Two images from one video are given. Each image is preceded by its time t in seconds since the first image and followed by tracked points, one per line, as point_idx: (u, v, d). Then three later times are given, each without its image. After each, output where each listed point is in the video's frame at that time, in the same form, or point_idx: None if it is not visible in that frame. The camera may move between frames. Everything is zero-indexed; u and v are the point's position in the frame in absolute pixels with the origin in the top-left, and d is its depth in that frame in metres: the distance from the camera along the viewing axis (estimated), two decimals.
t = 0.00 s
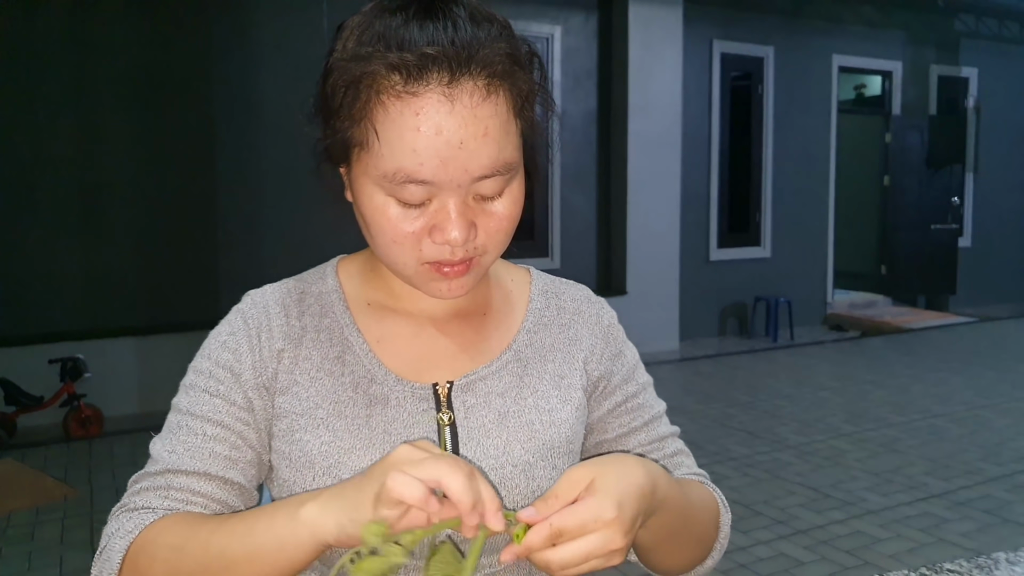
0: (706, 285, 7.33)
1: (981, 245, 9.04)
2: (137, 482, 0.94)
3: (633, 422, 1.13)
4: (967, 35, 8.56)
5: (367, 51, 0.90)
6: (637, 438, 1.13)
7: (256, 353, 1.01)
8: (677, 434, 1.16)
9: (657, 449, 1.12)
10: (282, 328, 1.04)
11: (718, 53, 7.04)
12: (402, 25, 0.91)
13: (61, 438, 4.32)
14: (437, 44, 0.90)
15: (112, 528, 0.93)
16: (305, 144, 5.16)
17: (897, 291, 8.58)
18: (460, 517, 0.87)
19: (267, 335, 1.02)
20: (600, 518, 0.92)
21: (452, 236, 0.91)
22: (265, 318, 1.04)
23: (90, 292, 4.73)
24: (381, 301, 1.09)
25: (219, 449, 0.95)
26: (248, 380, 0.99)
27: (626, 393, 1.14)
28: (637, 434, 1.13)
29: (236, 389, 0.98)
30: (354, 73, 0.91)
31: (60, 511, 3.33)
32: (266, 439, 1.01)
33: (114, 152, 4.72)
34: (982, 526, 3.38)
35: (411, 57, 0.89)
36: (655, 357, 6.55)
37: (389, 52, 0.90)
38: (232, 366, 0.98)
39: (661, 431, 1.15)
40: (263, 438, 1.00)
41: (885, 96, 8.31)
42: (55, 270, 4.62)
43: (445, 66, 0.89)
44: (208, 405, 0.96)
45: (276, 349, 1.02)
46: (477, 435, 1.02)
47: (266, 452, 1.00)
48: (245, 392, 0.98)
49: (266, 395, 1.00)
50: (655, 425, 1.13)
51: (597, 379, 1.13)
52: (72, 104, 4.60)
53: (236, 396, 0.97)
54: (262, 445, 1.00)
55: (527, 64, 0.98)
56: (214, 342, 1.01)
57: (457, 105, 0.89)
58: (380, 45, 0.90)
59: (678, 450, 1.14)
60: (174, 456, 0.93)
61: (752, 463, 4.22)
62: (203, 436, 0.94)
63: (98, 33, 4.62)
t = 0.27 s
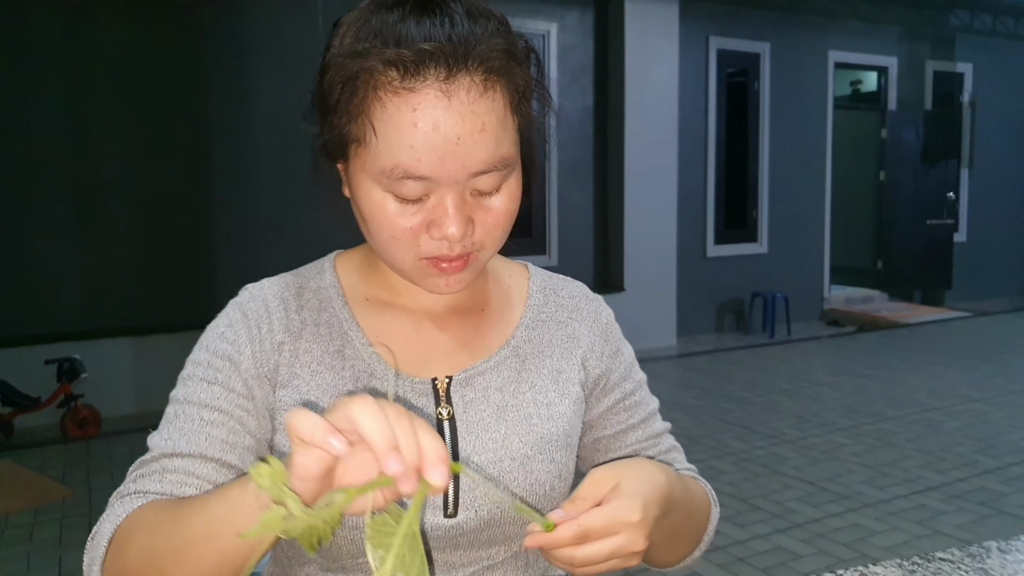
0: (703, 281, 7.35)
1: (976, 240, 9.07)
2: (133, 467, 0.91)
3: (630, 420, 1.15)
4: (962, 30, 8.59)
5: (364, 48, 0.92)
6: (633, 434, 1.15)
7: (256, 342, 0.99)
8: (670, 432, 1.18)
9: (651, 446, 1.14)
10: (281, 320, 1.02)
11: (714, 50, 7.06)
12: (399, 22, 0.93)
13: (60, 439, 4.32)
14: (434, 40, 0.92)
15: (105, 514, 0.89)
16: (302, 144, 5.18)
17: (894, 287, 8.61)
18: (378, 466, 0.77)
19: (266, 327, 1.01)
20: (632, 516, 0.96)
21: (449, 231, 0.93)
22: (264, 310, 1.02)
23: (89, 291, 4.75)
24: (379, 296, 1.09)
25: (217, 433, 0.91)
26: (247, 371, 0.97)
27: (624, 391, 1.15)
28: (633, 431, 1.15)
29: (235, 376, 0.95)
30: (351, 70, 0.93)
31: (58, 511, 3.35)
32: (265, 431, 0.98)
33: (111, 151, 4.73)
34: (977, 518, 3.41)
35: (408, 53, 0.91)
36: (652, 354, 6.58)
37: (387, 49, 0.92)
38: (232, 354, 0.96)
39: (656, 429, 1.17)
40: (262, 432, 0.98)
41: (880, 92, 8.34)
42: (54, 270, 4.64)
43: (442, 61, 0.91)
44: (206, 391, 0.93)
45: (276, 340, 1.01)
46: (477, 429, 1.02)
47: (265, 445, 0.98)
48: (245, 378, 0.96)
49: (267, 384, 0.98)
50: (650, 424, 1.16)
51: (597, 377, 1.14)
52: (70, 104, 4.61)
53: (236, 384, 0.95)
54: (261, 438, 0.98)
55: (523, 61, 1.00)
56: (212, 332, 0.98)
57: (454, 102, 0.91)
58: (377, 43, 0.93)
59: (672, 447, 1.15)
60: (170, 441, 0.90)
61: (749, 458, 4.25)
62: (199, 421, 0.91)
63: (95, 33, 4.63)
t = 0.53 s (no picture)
0: (698, 275, 7.37)
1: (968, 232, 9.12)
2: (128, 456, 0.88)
3: (617, 419, 1.17)
4: (954, 23, 8.61)
5: (367, 40, 0.93)
6: (621, 433, 1.17)
7: (253, 337, 0.99)
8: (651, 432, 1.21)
9: (635, 445, 1.17)
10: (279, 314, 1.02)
11: (707, 44, 7.06)
12: (402, 14, 0.93)
13: (54, 438, 4.32)
14: (437, 32, 0.93)
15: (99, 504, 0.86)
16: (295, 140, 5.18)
17: (887, 279, 8.65)
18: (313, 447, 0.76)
19: (263, 320, 1.00)
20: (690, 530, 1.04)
21: (452, 223, 0.94)
22: (262, 302, 1.02)
23: (84, 289, 4.74)
24: (376, 289, 1.08)
25: (217, 420, 0.89)
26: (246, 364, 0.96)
27: (614, 391, 1.17)
28: (620, 430, 1.17)
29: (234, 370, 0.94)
30: (354, 63, 0.93)
31: (53, 510, 3.35)
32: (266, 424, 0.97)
33: (104, 149, 4.72)
34: (970, 508, 3.44)
35: (412, 45, 0.91)
36: (647, 348, 6.60)
37: (390, 40, 0.92)
38: (230, 350, 0.95)
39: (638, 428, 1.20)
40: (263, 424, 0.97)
41: (873, 85, 8.36)
42: (49, 268, 4.63)
43: (446, 54, 0.92)
44: (206, 380, 0.92)
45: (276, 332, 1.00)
46: (477, 420, 1.02)
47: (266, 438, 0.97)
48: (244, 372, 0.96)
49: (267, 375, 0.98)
50: (635, 423, 1.18)
51: (593, 374, 1.15)
52: (63, 101, 4.60)
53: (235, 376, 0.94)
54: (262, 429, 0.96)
55: (523, 55, 1.02)
56: (208, 324, 0.98)
57: (458, 94, 0.92)
58: (380, 34, 0.93)
59: (652, 447, 1.19)
60: (167, 427, 0.87)
61: (744, 450, 4.27)
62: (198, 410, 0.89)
63: (87, 29, 4.62)
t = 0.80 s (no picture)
0: (689, 273, 7.39)
1: (957, 230, 9.16)
2: (132, 468, 0.89)
3: (602, 419, 1.17)
4: (943, 22, 8.65)
5: (367, 37, 0.92)
6: (606, 432, 1.17)
7: (248, 335, 0.98)
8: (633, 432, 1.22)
9: (616, 444, 1.18)
10: (273, 311, 1.01)
11: (698, 42, 7.08)
12: (401, 11, 0.93)
13: (43, 437, 4.29)
14: (438, 31, 0.93)
15: (111, 517, 0.88)
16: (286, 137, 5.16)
17: (877, 277, 8.69)
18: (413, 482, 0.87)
19: (257, 317, 1.00)
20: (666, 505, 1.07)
21: (449, 221, 0.94)
22: (255, 299, 1.01)
23: (75, 287, 4.72)
24: (368, 285, 1.08)
25: (218, 430, 0.91)
26: (241, 361, 0.96)
27: (601, 389, 1.17)
28: (605, 429, 1.17)
29: (229, 369, 0.94)
30: (354, 60, 0.92)
31: (42, 509, 3.33)
32: (261, 421, 0.97)
33: (93, 146, 4.70)
34: (959, 504, 3.46)
35: (414, 44, 0.91)
36: (639, 345, 6.61)
37: (390, 38, 0.92)
38: (225, 348, 0.95)
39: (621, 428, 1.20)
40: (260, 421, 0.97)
41: (863, 84, 8.40)
42: (39, 265, 4.61)
43: (447, 53, 0.92)
44: (201, 386, 0.92)
45: (270, 330, 1.00)
46: (469, 415, 1.03)
47: (263, 435, 0.98)
48: (238, 370, 0.95)
49: (263, 376, 0.98)
50: (618, 424, 1.18)
51: (583, 371, 1.15)
52: (52, 98, 4.58)
53: (231, 376, 0.94)
54: (259, 427, 0.97)
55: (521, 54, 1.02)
56: (201, 325, 0.97)
57: (457, 93, 0.92)
58: (381, 32, 0.92)
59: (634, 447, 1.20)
60: (171, 439, 0.89)
61: (735, 448, 4.29)
62: (195, 419, 0.90)
63: (78, 25, 4.59)
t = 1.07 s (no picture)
0: (684, 270, 7.40)
1: (952, 228, 9.18)
2: (144, 481, 0.93)
3: (593, 418, 1.16)
4: (939, 20, 8.66)
5: (357, 34, 0.93)
6: (595, 433, 1.17)
7: (240, 334, 0.98)
8: (626, 431, 1.21)
9: (606, 445, 1.17)
10: (265, 307, 1.01)
11: (694, 39, 7.08)
12: (391, 8, 0.93)
13: (36, 432, 4.28)
14: (426, 27, 0.93)
15: (130, 532, 0.92)
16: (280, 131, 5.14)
17: (872, 275, 8.71)
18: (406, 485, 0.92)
19: (249, 314, 1.00)
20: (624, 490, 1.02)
21: (439, 217, 0.94)
22: (247, 295, 1.02)
23: (69, 282, 4.71)
24: (361, 278, 1.08)
25: (219, 438, 0.94)
26: (234, 359, 0.97)
27: (593, 388, 1.16)
28: (593, 430, 1.17)
29: (224, 370, 0.96)
30: (344, 57, 0.93)
31: (35, 504, 3.33)
32: (255, 421, 0.98)
33: (87, 140, 4.68)
34: (952, 500, 3.48)
35: (402, 41, 0.91)
36: (634, 342, 6.62)
37: (380, 35, 0.92)
38: (219, 348, 0.96)
39: (612, 430, 1.19)
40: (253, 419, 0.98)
41: (859, 81, 8.42)
42: (32, 260, 4.60)
43: (436, 49, 0.92)
44: (199, 394, 0.94)
45: (260, 326, 1.00)
46: (459, 410, 1.02)
47: (254, 432, 0.98)
48: (234, 372, 0.97)
49: (255, 373, 0.98)
50: (609, 424, 1.17)
51: (575, 369, 1.14)
52: (45, 91, 4.56)
53: (226, 379, 0.96)
54: (253, 425, 0.97)
55: (512, 49, 1.01)
56: (196, 326, 0.98)
57: (446, 89, 0.92)
58: (370, 28, 0.93)
59: (624, 450, 1.19)
60: (177, 451, 0.92)
61: (729, 444, 4.30)
62: (198, 428, 0.93)
63: (72, 19, 4.57)
